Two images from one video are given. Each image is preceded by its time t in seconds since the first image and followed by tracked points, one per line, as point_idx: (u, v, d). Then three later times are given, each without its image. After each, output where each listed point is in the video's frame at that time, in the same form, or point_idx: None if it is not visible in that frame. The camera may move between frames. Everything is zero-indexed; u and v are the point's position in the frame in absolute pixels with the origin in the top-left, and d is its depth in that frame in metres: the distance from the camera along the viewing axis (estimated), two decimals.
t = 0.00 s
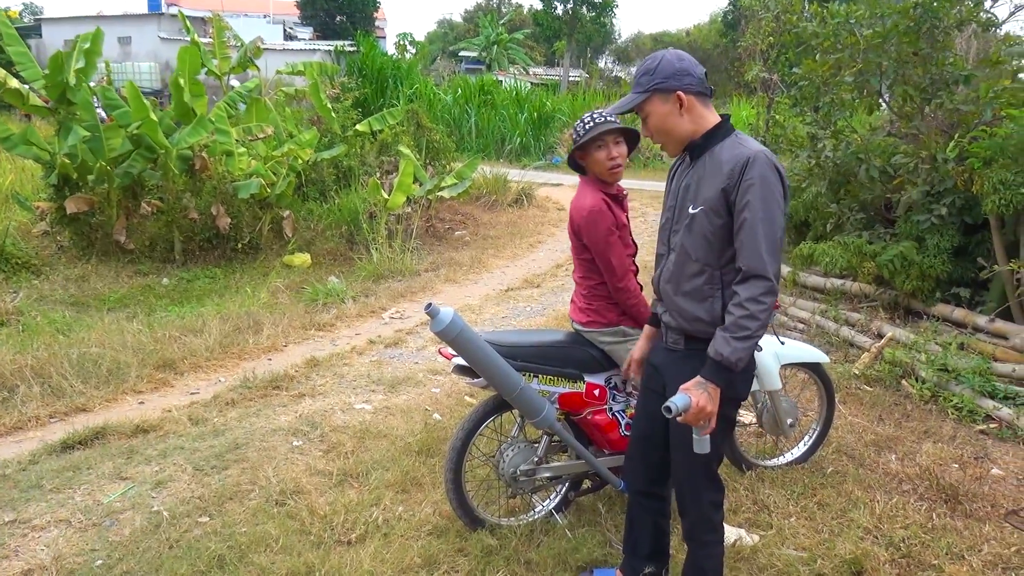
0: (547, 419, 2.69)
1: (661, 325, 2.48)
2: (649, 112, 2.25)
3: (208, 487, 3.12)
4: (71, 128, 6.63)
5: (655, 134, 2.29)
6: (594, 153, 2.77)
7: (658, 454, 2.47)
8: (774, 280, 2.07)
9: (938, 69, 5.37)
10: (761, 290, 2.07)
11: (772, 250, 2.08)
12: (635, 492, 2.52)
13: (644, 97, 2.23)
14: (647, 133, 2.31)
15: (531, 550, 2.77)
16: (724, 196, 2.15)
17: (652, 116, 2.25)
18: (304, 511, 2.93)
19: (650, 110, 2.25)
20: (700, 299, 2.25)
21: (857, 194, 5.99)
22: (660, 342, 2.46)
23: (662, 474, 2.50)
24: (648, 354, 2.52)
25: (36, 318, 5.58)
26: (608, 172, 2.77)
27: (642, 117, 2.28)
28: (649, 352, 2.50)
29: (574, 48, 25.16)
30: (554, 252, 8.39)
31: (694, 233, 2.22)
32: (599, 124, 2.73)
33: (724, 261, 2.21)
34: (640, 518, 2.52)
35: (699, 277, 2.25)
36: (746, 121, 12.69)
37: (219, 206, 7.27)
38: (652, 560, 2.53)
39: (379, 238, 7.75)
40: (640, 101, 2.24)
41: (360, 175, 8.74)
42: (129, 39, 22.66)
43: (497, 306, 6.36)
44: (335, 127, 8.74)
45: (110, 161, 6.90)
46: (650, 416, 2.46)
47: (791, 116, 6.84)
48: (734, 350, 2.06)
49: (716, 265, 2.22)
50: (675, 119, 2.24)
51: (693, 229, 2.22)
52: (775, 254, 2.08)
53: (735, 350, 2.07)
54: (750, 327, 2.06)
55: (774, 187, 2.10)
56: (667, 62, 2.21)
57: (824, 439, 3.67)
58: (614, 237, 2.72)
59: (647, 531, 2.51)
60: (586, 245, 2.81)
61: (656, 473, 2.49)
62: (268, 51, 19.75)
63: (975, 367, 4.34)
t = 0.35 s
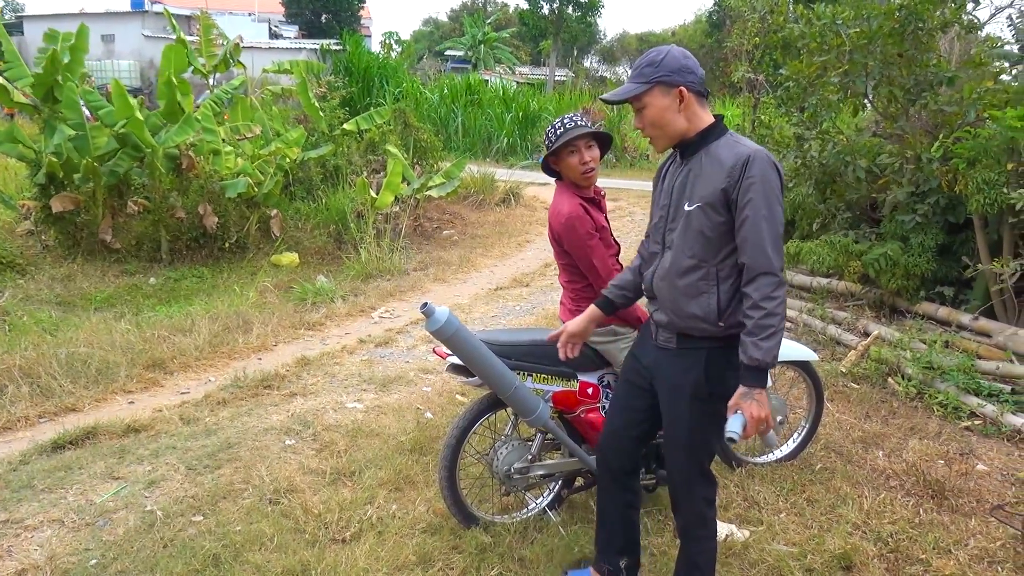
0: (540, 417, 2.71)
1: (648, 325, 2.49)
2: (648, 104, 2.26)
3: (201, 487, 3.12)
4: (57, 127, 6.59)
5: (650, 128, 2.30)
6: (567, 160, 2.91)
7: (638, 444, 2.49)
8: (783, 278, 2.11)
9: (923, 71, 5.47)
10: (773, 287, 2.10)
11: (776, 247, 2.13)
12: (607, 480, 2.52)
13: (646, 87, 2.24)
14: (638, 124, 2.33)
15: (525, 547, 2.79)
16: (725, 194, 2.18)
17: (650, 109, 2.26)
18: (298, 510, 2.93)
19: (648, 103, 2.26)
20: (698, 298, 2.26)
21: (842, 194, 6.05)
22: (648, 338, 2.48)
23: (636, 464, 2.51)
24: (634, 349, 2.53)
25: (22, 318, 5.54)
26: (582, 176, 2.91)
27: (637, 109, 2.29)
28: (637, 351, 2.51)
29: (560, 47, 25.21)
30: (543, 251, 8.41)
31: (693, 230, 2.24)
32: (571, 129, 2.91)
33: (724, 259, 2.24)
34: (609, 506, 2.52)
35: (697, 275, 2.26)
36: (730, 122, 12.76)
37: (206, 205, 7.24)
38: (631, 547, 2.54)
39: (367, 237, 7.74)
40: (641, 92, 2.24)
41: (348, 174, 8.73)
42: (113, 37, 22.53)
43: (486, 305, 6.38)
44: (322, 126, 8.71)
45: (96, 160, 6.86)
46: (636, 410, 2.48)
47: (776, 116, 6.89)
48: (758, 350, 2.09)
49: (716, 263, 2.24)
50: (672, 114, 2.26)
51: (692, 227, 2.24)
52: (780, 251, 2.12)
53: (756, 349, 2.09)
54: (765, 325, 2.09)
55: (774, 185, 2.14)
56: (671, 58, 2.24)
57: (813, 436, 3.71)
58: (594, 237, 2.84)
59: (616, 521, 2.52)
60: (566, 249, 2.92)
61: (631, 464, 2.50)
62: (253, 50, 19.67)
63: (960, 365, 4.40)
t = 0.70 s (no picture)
0: (539, 421, 2.74)
1: (626, 324, 2.49)
2: (640, 100, 2.24)
3: (196, 488, 3.12)
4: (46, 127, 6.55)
5: (638, 125, 2.29)
6: (560, 167, 2.92)
7: (630, 449, 2.53)
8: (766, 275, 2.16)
9: (910, 77, 5.48)
10: (757, 285, 2.15)
11: (761, 245, 2.18)
12: (610, 493, 2.57)
13: (639, 84, 2.22)
14: (626, 120, 2.31)
15: (520, 548, 2.81)
16: (710, 194, 2.21)
17: (642, 106, 2.25)
18: (294, 511, 2.94)
19: (640, 99, 2.24)
20: (680, 296, 2.27)
21: (831, 199, 6.11)
22: (625, 338, 2.50)
23: (637, 473, 2.55)
24: (611, 351, 2.55)
25: (12, 319, 5.51)
26: (577, 184, 2.93)
27: (627, 105, 2.27)
28: (616, 351, 2.52)
29: (549, 51, 25.29)
30: (533, 254, 8.44)
31: (677, 229, 2.25)
32: (567, 137, 2.93)
33: (706, 257, 2.26)
34: (614, 518, 2.56)
35: (679, 274, 2.27)
36: (719, 127, 12.86)
37: (197, 207, 7.21)
38: (626, 547, 2.56)
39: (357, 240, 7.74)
40: (633, 88, 2.23)
41: (339, 176, 8.73)
42: (101, 37, 22.45)
43: (478, 308, 6.40)
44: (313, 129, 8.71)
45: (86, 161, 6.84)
46: (622, 412, 2.51)
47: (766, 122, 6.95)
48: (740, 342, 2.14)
49: (698, 261, 2.26)
50: (662, 112, 2.26)
51: (676, 226, 2.25)
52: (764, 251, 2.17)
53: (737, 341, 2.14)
54: (747, 319, 2.14)
55: (758, 187, 2.19)
56: (663, 56, 2.25)
57: (804, 438, 3.75)
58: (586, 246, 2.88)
59: (621, 530, 2.55)
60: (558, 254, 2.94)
61: (633, 471, 2.54)
62: (242, 51, 19.62)
63: (947, 369, 4.45)
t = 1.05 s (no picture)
0: (534, 424, 2.75)
1: (609, 326, 2.48)
2: (655, 95, 2.27)
3: (189, 490, 3.11)
4: (35, 128, 6.51)
5: (646, 120, 2.29)
6: (566, 173, 3.01)
7: (619, 448, 2.54)
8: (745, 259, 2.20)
9: (898, 85, 5.54)
10: (737, 267, 2.18)
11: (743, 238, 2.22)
12: (602, 495, 2.58)
13: (659, 79, 2.26)
14: (633, 113, 2.29)
15: (514, 550, 2.82)
16: (695, 193, 2.23)
17: (656, 101, 2.27)
18: (287, 513, 2.94)
19: (655, 94, 2.27)
20: (670, 294, 2.27)
21: (820, 205, 6.16)
22: (611, 340, 2.47)
23: (627, 472, 2.57)
24: (596, 354, 2.53)
25: None
26: (572, 192, 3.04)
27: (642, 97, 2.27)
28: (601, 353, 2.51)
29: (538, 55, 25.34)
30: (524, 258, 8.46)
31: (663, 228, 2.26)
32: (579, 146, 3.00)
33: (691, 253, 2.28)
34: (607, 519, 2.58)
35: (667, 270, 2.27)
36: (708, 133, 12.92)
37: (186, 209, 7.17)
38: (619, 549, 2.57)
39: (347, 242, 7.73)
40: (654, 82, 2.25)
41: (329, 178, 8.72)
42: (87, 37, 22.32)
43: (469, 311, 6.40)
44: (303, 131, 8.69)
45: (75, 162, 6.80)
46: (611, 413, 2.51)
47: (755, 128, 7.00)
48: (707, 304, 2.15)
49: (683, 257, 2.28)
50: (669, 111, 2.32)
51: (661, 225, 2.26)
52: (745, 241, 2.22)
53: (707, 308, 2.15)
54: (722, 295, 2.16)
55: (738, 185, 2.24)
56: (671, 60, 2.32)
57: (794, 441, 3.79)
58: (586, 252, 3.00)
59: (614, 532, 2.57)
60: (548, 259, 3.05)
61: (622, 471, 2.56)
62: (231, 53, 19.55)
63: (934, 373, 4.50)
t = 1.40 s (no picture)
0: (527, 424, 2.77)
1: (598, 324, 2.49)
2: (639, 98, 2.27)
3: (182, 493, 3.10)
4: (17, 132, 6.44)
5: (628, 122, 2.30)
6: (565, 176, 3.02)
7: (611, 446, 2.56)
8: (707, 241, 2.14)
9: (881, 85, 5.57)
10: (698, 240, 2.11)
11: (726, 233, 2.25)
12: (595, 494, 2.59)
13: (641, 81, 2.26)
14: (616, 116, 2.30)
15: (509, 550, 2.83)
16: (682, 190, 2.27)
17: (640, 103, 2.28)
18: (282, 515, 2.94)
19: (639, 97, 2.27)
20: (660, 289, 2.28)
21: (806, 204, 6.21)
22: (601, 339, 2.48)
23: (619, 470, 2.59)
24: (586, 353, 2.54)
25: None
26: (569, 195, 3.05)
27: (625, 100, 2.27)
28: (591, 352, 2.52)
29: (522, 57, 25.38)
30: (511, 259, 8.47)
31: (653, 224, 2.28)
32: (580, 148, 2.97)
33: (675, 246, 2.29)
34: (601, 517, 2.59)
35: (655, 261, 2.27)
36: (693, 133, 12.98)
37: (173, 212, 7.12)
38: (613, 545, 2.59)
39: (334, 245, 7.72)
40: (637, 85, 2.25)
41: (316, 181, 8.70)
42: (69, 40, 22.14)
43: (458, 313, 6.41)
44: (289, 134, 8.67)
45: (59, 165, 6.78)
46: (604, 411, 2.52)
47: (740, 129, 7.06)
48: (656, 243, 2.04)
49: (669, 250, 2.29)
50: (652, 113, 2.32)
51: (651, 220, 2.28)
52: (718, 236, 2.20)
53: (653, 245, 2.04)
54: (675, 250, 2.06)
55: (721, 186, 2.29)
56: (656, 61, 2.32)
57: (784, 438, 3.82)
58: (581, 253, 2.97)
59: (608, 530, 2.59)
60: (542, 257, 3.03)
61: (614, 469, 2.58)
62: (214, 56, 19.44)
63: (920, 370, 4.56)
